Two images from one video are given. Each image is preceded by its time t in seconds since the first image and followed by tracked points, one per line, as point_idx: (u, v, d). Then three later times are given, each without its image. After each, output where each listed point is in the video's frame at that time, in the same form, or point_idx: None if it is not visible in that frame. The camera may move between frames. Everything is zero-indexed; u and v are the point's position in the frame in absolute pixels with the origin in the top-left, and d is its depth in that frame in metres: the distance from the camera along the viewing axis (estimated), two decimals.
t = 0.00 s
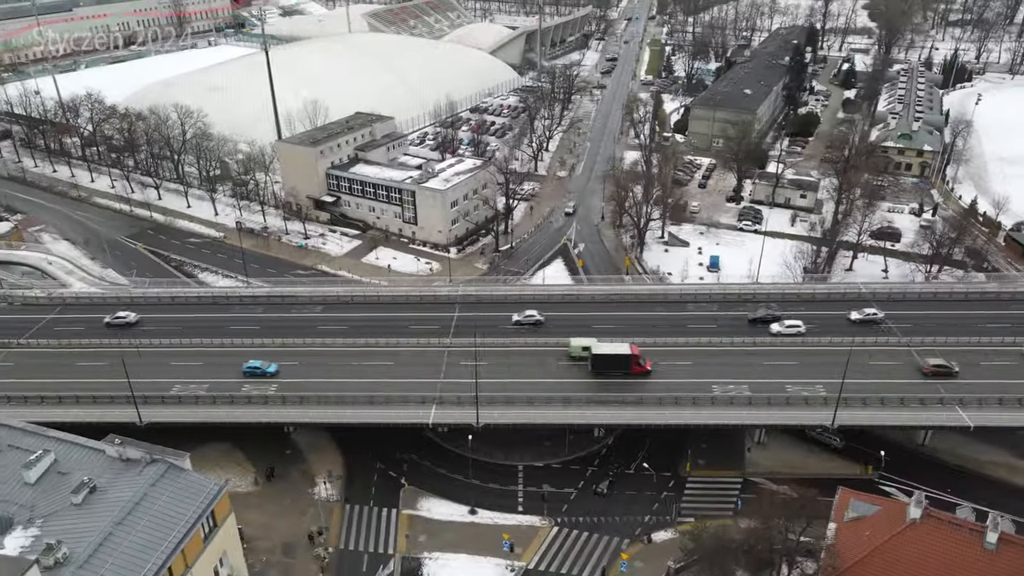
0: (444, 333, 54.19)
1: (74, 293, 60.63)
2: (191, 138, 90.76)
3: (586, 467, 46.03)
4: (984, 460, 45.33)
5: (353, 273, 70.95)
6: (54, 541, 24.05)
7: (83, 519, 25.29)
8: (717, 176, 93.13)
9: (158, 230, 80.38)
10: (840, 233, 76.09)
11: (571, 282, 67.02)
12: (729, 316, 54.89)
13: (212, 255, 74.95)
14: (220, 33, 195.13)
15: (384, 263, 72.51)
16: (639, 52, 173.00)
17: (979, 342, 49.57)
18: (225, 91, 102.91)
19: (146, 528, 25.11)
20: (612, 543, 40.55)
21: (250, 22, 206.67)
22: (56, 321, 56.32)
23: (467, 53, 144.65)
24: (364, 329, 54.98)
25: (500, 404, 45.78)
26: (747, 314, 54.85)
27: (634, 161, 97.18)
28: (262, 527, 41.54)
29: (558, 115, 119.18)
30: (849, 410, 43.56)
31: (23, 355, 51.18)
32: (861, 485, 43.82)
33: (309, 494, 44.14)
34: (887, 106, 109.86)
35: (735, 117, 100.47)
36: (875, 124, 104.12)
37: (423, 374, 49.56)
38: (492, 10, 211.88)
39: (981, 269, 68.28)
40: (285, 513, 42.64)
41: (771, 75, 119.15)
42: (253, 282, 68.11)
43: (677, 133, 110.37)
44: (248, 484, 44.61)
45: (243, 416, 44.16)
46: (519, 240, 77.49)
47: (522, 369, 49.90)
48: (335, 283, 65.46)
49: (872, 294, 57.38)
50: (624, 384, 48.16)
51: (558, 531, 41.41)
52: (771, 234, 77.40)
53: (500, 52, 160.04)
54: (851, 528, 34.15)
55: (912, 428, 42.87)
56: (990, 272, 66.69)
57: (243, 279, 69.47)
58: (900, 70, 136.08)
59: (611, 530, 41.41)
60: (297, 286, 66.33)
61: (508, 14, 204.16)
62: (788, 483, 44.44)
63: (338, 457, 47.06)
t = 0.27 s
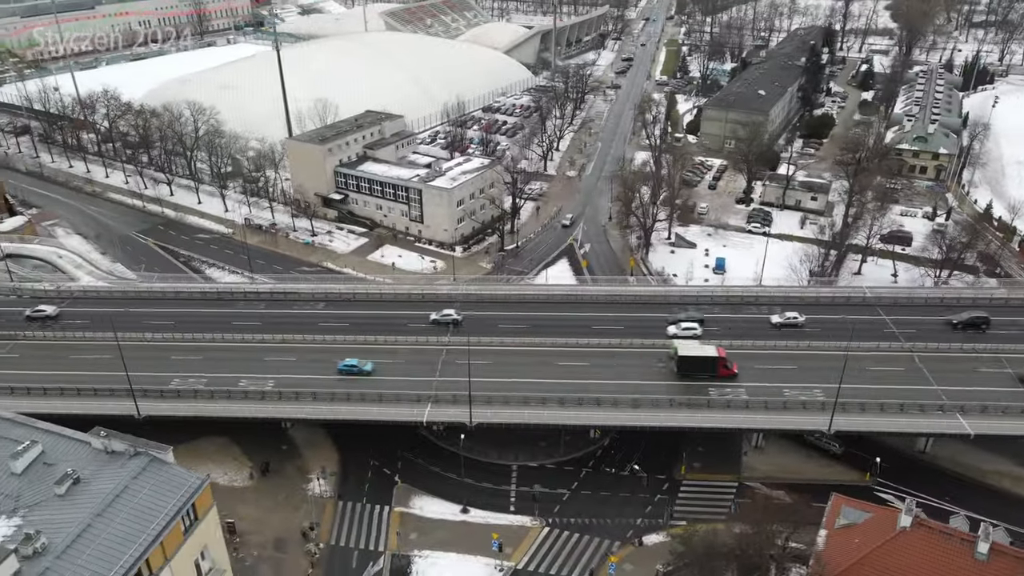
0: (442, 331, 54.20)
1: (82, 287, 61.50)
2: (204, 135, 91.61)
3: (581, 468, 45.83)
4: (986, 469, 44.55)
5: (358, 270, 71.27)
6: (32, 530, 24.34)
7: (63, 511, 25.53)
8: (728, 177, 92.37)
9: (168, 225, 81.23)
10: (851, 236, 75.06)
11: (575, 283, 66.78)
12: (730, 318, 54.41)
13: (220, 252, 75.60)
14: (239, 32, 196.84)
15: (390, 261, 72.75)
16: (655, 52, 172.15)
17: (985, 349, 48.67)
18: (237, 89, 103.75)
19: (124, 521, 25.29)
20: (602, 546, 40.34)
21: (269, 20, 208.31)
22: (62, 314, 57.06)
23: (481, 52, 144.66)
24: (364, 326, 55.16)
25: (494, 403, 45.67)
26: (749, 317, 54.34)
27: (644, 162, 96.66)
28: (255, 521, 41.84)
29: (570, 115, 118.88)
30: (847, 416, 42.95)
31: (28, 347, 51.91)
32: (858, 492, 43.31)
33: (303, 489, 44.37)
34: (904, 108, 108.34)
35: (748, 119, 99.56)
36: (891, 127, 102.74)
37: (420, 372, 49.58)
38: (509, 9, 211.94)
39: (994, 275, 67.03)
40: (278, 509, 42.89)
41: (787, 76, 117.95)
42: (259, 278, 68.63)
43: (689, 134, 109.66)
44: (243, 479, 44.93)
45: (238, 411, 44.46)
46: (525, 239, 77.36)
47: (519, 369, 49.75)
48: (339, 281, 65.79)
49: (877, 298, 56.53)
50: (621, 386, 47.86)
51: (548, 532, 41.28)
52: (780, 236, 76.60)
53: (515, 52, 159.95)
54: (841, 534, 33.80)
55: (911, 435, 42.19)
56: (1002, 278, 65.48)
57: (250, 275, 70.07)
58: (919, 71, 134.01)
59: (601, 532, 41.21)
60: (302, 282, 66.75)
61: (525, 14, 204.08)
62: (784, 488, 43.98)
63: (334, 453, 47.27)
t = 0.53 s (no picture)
0: (441, 330, 54.20)
1: (90, 281, 62.37)
2: (216, 132, 92.47)
3: (575, 469, 45.66)
4: (988, 479, 43.80)
5: (363, 268, 71.59)
6: (12, 520, 24.66)
7: (45, 502, 25.83)
8: (739, 179, 91.62)
9: (179, 221, 82.09)
10: (861, 240, 74.10)
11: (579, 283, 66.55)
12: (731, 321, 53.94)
13: (228, 248, 76.27)
14: (258, 30, 198.53)
15: (396, 259, 72.99)
16: (671, 53, 171.21)
17: (989, 356, 47.81)
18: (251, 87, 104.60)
19: (104, 513, 25.54)
20: (593, 548, 40.17)
21: (288, 19, 209.84)
22: (69, 307, 57.88)
23: (496, 51, 144.62)
24: (363, 324, 55.33)
25: (489, 403, 45.57)
26: (750, 320, 53.84)
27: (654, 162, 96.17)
28: (249, 516, 42.16)
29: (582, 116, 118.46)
30: (845, 422, 42.40)
31: (34, 339, 52.68)
32: (854, 499, 42.74)
33: (298, 485, 44.60)
34: (921, 110, 106.76)
35: (760, 120, 98.68)
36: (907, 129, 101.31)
37: (417, 371, 49.63)
38: (526, 9, 211.78)
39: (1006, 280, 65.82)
40: (272, 504, 43.16)
41: (802, 77, 116.78)
42: (264, 275, 69.16)
43: (702, 135, 108.92)
44: (239, 473, 45.31)
45: (235, 406, 44.80)
46: (530, 239, 77.24)
47: (515, 369, 49.61)
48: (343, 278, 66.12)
49: (883, 303, 55.67)
50: (617, 388, 47.57)
51: (539, 533, 41.16)
52: (789, 239, 75.75)
53: (530, 52, 159.74)
54: (833, 541, 33.32)
55: (909, 442, 41.55)
56: (1014, 284, 64.34)
57: (256, 271, 70.63)
58: (939, 73, 132.05)
59: (592, 534, 41.04)
60: (306, 279, 67.19)
61: (542, 14, 203.83)
62: (779, 494, 43.50)
63: (330, 450, 47.47)
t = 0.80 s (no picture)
0: (441, 330, 54.22)
1: (98, 276, 63.21)
2: (229, 130, 93.40)
3: (569, 470, 45.51)
4: (990, 488, 43.06)
5: (369, 266, 71.93)
6: None
7: (28, 493, 26.15)
8: (750, 181, 90.78)
9: (190, 217, 83.01)
10: (870, 244, 73.13)
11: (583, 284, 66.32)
12: (731, 324, 53.47)
13: (236, 245, 76.95)
14: (278, 29, 200.04)
15: (402, 258, 73.23)
16: (688, 53, 170.14)
17: (994, 364, 46.92)
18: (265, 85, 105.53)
19: (85, 504, 25.81)
20: (582, 550, 40.01)
21: (307, 18, 211.35)
22: (78, 301, 58.77)
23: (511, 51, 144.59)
24: (363, 323, 55.53)
25: (483, 402, 45.52)
26: (751, 323, 53.34)
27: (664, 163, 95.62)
28: (243, 511, 42.53)
29: (595, 117, 118.05)
30: (842, 428, 41.83)
31: (41, 332, 53.53)
32: (850, 507, 42.19)
33: (292, 481, 44.88)
34: (939, 112, 105.10)
35: (773, 122, 97.72)
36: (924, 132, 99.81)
37: (413, 369, 49.66)
38: (544, 9, 211.56)
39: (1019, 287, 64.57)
40: (266, 499, 43.48)
41: (818, 79, 115.51)
42: (270, 272, 69.68)
43: (714, 137, 108.13)
44: (235, 468, 45.72)
45: (231, 401, 45.18)
46: (536, 239, 77.12)
47: (512, 369, 49.48)
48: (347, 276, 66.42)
49: (888, 308, 54.78)
50: (613, 389, 47.29)
51: (530, 534, 41.07)
52: (798, 242, 74.96)
53: (546, 52, 159.56)
54: (822, 550, 32.84)
55: (907, 450, 40.89)
56: None
57: (263, 268, 71.20)
58: (960, 75, 130.00)
59: (583, 537, 40.89)
60: (311, 276, 67.61)
61: (560, 14, 203.44)
62: (774, 500, 43.04)
63: (327, 446, 47.72)
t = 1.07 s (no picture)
0: (439, 329, 54.24)
1: (105, 271, 64.00)
2: (241, 127, 94.16)
3: (563, 472, 45.36)
4: (990, 498, 42.32)
5: (373, 264, 72.17)
6: None
7: (13, 485, 26.44)
8: (760, 183, 89.93)
9: (200, 214, 83.84)
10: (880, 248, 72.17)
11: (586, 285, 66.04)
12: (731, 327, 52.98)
13: (244, 242, 77.56)
14: (295, 28, 201.57)
15: (407, 257, 73.38)
16: (704, 54, 169.04)
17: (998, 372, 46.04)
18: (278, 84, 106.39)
19: (67, 497, 26.06)
20: (572, 552, 39.88)
21: (325, 17, 212.87)
22: (86, 296, 59.61)
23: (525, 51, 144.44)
24: (362, 321, 55.72)
25: (477, 402, 45.46)
26: (751, 327, 52.83)
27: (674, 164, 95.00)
28: (237, 506, 42.90)
29: (607, 117, 117.65)
30: (838, 434, 41.29)
31: (47, 325, 54.33)
32: (845, 515, 41.64)
33: (287, 477, 45.16)
34: (957, 116, 103.47)
35: (786, 124, 96.75)
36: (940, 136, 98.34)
37: (410, 368, 49.70)
38: (561, 9, 211.21)
39: None
40: (260, 495, 43.80)
41: (833, 81, 114.22)
42: (276, 269, 70.21)
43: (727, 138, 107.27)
44: (231, 463, 46.09)
45: (228, 397, 45.55)
46: (542, 239, 76.97)
47: (508, 370, 49.36)
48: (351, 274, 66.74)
49: (892, 313, 54.01)
50: (608, 391, 47.03)
51: (520, 535, 41.01)
52: (807, 246, 74.16)
53: (560, 52, 159.32)
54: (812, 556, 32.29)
55: (904, 458, 40.26)
56: None
57: (269, 265, 71.74)
58: (980, 77, 127.94)
59: (573, 539, 40.74)
60: (315, 274, 67.98)
61: (576, 14, 202.98)
62: (769, 506, 42.58)
63: (323, 444, 47.94)
